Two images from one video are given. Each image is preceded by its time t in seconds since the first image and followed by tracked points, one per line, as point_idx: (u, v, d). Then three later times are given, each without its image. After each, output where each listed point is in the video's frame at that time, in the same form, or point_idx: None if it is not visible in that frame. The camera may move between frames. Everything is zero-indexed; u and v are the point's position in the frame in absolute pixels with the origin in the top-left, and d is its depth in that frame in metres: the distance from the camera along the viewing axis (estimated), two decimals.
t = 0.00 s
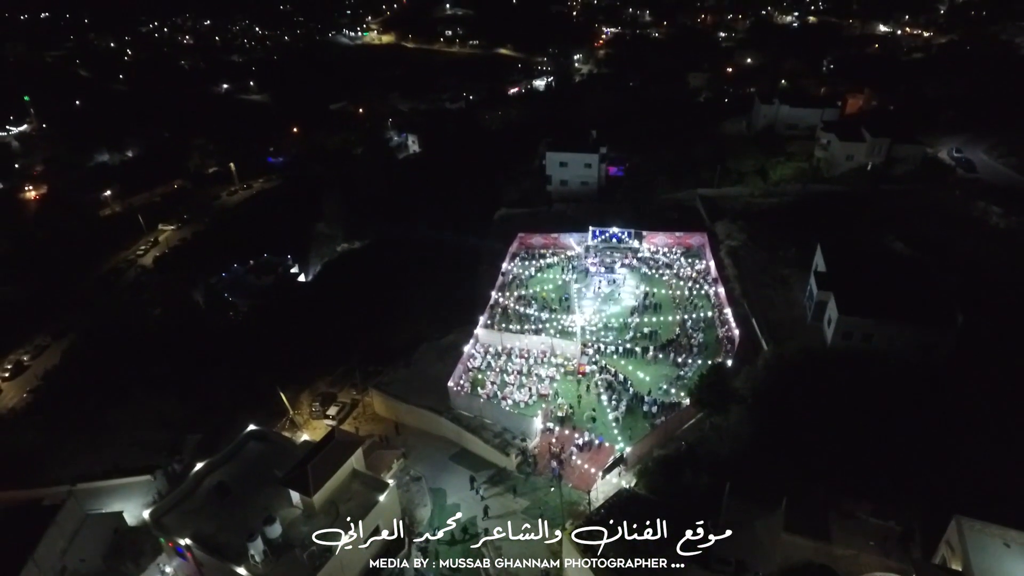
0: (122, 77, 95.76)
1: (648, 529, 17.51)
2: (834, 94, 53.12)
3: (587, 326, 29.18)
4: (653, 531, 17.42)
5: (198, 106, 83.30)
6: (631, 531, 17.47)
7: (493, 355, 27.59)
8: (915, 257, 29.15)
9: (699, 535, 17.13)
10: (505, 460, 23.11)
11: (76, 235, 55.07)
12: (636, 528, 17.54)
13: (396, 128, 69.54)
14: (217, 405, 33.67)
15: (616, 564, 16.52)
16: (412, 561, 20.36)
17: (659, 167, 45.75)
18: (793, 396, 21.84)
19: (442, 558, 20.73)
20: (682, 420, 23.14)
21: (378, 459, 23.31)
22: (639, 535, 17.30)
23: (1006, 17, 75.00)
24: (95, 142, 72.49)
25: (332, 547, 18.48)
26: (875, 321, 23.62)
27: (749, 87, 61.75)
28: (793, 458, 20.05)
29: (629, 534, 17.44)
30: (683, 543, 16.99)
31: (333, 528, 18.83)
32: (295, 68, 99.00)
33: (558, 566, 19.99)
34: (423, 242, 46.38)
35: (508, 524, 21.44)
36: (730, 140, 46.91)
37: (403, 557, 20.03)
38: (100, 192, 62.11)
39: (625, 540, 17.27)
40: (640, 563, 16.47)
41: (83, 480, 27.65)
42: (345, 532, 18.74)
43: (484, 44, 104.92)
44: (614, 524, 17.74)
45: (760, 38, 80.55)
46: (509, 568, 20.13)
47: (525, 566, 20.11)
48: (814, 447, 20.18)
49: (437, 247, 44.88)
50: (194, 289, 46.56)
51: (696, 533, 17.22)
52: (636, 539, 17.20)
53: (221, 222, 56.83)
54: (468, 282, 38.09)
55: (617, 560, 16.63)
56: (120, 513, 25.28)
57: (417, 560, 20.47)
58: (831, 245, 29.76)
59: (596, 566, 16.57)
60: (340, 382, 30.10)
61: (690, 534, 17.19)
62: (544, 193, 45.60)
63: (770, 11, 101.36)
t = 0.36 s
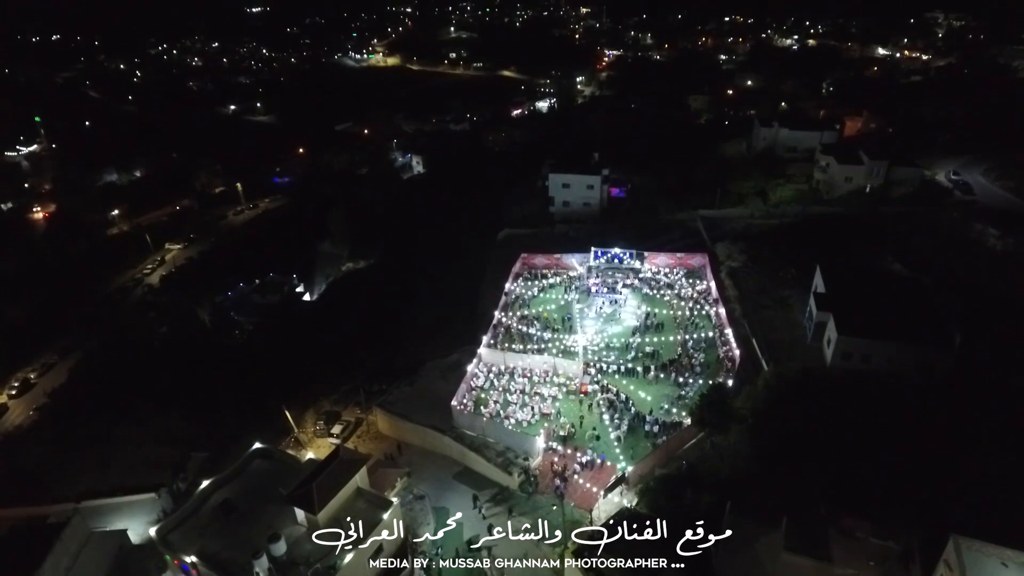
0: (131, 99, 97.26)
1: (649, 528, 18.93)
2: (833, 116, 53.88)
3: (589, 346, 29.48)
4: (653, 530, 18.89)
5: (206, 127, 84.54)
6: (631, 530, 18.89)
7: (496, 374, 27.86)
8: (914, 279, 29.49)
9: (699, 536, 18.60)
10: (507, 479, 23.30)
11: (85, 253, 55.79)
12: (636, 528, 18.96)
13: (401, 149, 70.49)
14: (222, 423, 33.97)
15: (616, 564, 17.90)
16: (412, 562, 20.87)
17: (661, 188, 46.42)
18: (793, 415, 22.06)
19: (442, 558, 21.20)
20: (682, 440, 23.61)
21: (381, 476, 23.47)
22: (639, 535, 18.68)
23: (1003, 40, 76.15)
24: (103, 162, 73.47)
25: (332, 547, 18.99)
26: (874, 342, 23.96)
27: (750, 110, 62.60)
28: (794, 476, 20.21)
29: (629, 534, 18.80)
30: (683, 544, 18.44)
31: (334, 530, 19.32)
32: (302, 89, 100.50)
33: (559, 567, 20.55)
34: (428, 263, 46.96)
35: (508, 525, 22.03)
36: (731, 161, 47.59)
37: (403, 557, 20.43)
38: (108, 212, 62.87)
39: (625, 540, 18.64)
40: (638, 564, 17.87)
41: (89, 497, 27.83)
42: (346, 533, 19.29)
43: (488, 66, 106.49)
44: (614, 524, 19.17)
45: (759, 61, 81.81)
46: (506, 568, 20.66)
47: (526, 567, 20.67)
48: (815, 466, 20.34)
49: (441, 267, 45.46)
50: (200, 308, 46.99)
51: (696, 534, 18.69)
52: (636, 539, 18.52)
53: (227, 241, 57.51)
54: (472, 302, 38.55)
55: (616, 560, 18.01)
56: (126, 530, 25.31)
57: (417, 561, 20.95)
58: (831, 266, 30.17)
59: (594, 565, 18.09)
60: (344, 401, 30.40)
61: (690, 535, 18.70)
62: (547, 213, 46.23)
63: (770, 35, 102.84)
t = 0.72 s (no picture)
0: (137, 112, 98.20)
1: (648, 528, 19.72)
2: (832, 130, 54.36)
3: (591, 357, 29.75)
4: (653, 529, 19.64)
5: (210, 140, 85.30)
6: (631, 530, 19.69)
7: (499, 385, 28.11)
8: (913, 291, 29.77)
9: (699, 535, 19.12)
10: (509, 488, 23.46)
11: (89, 264, 56.12)
12: (635, 528, 19.77)
13: (404, 162, 71.09)
14: (226, 433, 34.14)
15: (616, 563, 18.52)
16: (414, 561, 21.09)
17: (662, 202, 46.88)
18: (793, 426, 22.27)
19: (443, 557, 21.42)
20: (685, 450, 23.68)
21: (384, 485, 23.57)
22: (639, 535, 19.39)
23: (1001, 55, 76.86)
24: (109, 174, 74.06)
25: (332, 547, 19.19)
26: (873, 354, 24.17)
27: (750, 124, 63.12)
28: (794, 486, 20.37)
29: (629, 534, 19.56)
30: (683, 544, 19.00)
31: (335, 529, 19.52)
32: (306, 103, 101.48)
33: (559, 566, 20.77)
34: (430, 275, 47.35)
35: (508, 525, 22.38)
36: (731, 174, 48.02)
37: (404, 558, 20.66)
38: (114, 224, 63.32)
39: (625, 539, 19.38)
40: (638, 564, 18.48)
41: (93, 507, 27.91)
42: (346, 532, 19.56)
43: (490, 80, 107.46)
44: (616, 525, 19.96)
45: (760, 76, 82.55)
46: (507, 569, 20.91)
47: (526, 566, 20.94)
48: (815, 476, 20.53)
49: (444, 279, 45.82)
50: (204, 319, 47.25)
51: (697, 533, 19.21)
52: (636, 538, 19.24)
53: (231, 252, 57.89)
54: (475, 313, 38.85)
55: (617, 559, 18.64)
56: (129, 538, 25.31)
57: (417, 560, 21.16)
58: (830, 278, 30.47)
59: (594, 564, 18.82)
60: (348, 411, 30.63)
61: (691, 534, 19.23)
62: (549, 225, 46.63)
63: (770, 49, 103.83)
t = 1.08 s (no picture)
0: (138, 113, 98.39)
1: (649, 529, 19.81)
2: (832, 131, 54.45)
3: (591, 356, 29.90)
4: (653, 530, 19.74)
5: (212, 141, 85.47)
6: (631, 531, 19.79)
7: (500, 383, 28.26)
8: (912, 290, 29.92)
9: (699, 536, 19.19)
10: (510, 486, 23.61)
11: (92, 263, 56.24)
12: (636, 529, 19.86)
13: (405, 162, 71.24)
14: (229, 432, 34.30)
15: (616, 563, 18.70)
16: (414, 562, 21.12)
17: (662, 203, 47.07)
18: (793, 425, 22.43)
19: (442, 559, 21.47)
20: (685, 448, 23.84)
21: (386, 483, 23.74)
22: (639, 535, 19.50)
23: (1002, 56, 76.97)
24: (111, 174, 74.25)
25: (332, 547, 19.21)
26: (872, 353, 24.35)
27: (750, 125, 63.20)
28: (793, 484, 20.55)
29: (629, 534, 19.68)
30: (683, 545, 19.11)
31: (335, 529, 19.53)
32: (307, 103, 101.72)
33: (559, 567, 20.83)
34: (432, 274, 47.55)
35: (508, 525, 22.45)
36: (731, 174, 48.19)
37: (405, 558, 20.72)
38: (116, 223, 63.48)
39: (625, 539, 19.52)
40: (638, 565, 18.63)
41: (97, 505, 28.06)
42: (346, 532, 19.55)
43: (491, 81, 107.56)
44: (615, 526, 20.07)
45: (760, 77, 82.59)
46: (508, 568, 20.98)
47: (526, 566, 20.99)
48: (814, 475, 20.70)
49: (446, 279, 46.03)
50: (206, 318, 47.36)
51: (697, 534, 19.29)
52: (636, 538, 19.37)
53: (233, 251, 58.05)
54: (476, 312, 39.02)
55: (617, 560, 18.81)
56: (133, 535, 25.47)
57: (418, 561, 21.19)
58: (829, 278, 30.65)
59: (595, 566, 18.90)
60: (350, 409, 30.78)
61: (691, 535, 19.31)
62: (549, 225, 46.83)
63: (771, 50, 103.96)
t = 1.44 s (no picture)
0: (140, 113, 98.53)
1: (650, 529, 19.78)
2: (833, 131, 54.44)
3: (592, 356, 29.96)
4: (654, 530, 19.71)
5: (212, 141, 85.52)
6: (631, 531, 19.77)
7: (500, 383, 28.28)
8: (912, 290, 29.96)
9: (699, 535, 19.16)
10: (511, 485, 23.66)
11: (93, 262, 56.31)
12: (636, 529, 19.83)
13: (405, 162, 71.30)
14: (230, 431, 34.36)
15: (616, 563, 18.71)
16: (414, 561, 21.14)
17: (663, 203, 47.17)
18: (793, 425, 22.49)
19: (442, 559, 21.48)
20: (685, 447, 23.91)
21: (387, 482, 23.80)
22: (640, 535, 19.48)
23: (1002, 57, 76.98)
24: (113, 174, 74.37)
25: (332, 547, 19.23)
26: (872, 352, 24.41)
27: (751, 125, 63.21)
28: (793, 484, 20.59)
29: (629, 534, 19.72)
30: (684, 543, 19.06)
31: (335, 528, 19.55)
32: (309, 103, 101.85)
33: (558, 566, 20.89)
34: (433, 274, 47.63)
35: (508, 525, 22.49)
36: (731, 175, 48.28)
37: (405, 558, 20.74)
38: (117, 223, 63.55)
39: (625, 540, 19.52)
40: (638, 564, 18.61)
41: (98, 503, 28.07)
42: (346, 533, 19.55)
43: (492, 81, 107.57)
44: (615, 526, 20.05)
45: (761, 77, 82.55)
46: (508, 568, 21.01)
47: (525, 566, 21.03)
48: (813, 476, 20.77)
49: (447, 279, 46.13)
50: (206, 317, 47.40)
51: (697, 533, 19.24)
52: (636, 539, 19.37)
53: (234, 251, 58.11)
54: (477, 312, 39.13)
55: (617, 560, 18.82)
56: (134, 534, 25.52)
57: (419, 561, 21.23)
58: (829, 278, 30.73)
59: (596, 566, 18.88)
60: (352, 409, 30.80)
61: (691, 535, 19.25)
62: (550, 224, 46.92)
63: (771, 50, 103.91)
